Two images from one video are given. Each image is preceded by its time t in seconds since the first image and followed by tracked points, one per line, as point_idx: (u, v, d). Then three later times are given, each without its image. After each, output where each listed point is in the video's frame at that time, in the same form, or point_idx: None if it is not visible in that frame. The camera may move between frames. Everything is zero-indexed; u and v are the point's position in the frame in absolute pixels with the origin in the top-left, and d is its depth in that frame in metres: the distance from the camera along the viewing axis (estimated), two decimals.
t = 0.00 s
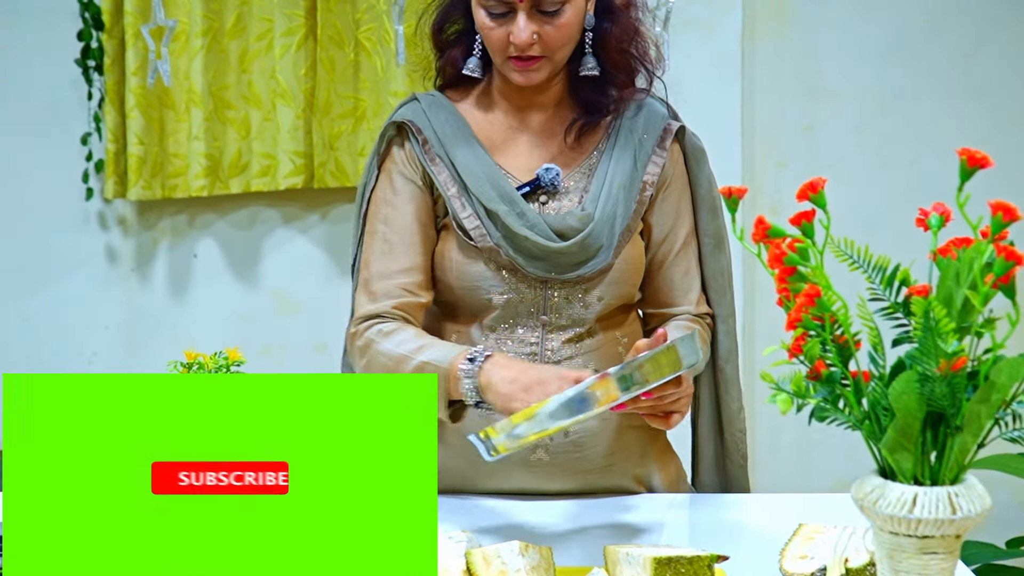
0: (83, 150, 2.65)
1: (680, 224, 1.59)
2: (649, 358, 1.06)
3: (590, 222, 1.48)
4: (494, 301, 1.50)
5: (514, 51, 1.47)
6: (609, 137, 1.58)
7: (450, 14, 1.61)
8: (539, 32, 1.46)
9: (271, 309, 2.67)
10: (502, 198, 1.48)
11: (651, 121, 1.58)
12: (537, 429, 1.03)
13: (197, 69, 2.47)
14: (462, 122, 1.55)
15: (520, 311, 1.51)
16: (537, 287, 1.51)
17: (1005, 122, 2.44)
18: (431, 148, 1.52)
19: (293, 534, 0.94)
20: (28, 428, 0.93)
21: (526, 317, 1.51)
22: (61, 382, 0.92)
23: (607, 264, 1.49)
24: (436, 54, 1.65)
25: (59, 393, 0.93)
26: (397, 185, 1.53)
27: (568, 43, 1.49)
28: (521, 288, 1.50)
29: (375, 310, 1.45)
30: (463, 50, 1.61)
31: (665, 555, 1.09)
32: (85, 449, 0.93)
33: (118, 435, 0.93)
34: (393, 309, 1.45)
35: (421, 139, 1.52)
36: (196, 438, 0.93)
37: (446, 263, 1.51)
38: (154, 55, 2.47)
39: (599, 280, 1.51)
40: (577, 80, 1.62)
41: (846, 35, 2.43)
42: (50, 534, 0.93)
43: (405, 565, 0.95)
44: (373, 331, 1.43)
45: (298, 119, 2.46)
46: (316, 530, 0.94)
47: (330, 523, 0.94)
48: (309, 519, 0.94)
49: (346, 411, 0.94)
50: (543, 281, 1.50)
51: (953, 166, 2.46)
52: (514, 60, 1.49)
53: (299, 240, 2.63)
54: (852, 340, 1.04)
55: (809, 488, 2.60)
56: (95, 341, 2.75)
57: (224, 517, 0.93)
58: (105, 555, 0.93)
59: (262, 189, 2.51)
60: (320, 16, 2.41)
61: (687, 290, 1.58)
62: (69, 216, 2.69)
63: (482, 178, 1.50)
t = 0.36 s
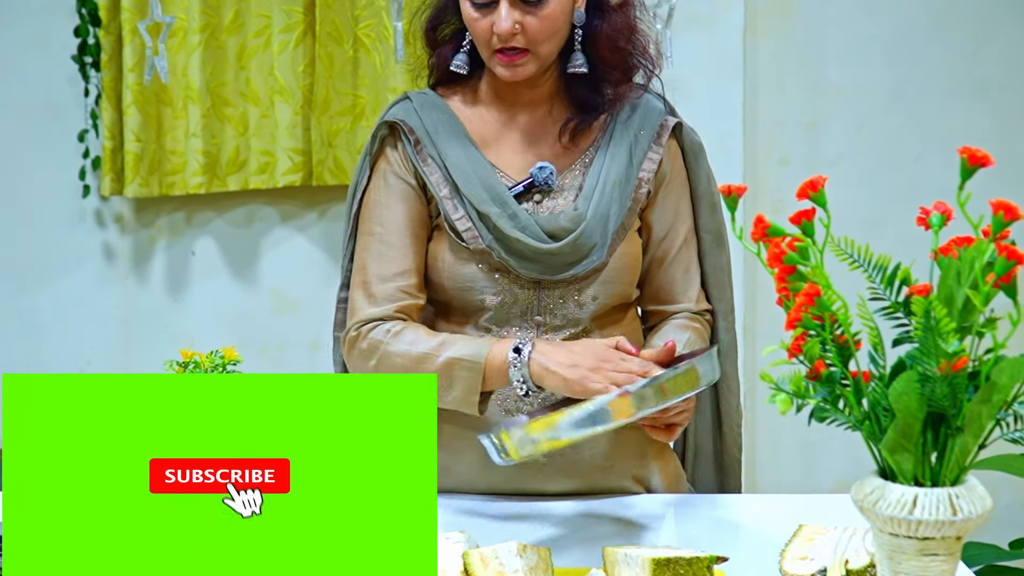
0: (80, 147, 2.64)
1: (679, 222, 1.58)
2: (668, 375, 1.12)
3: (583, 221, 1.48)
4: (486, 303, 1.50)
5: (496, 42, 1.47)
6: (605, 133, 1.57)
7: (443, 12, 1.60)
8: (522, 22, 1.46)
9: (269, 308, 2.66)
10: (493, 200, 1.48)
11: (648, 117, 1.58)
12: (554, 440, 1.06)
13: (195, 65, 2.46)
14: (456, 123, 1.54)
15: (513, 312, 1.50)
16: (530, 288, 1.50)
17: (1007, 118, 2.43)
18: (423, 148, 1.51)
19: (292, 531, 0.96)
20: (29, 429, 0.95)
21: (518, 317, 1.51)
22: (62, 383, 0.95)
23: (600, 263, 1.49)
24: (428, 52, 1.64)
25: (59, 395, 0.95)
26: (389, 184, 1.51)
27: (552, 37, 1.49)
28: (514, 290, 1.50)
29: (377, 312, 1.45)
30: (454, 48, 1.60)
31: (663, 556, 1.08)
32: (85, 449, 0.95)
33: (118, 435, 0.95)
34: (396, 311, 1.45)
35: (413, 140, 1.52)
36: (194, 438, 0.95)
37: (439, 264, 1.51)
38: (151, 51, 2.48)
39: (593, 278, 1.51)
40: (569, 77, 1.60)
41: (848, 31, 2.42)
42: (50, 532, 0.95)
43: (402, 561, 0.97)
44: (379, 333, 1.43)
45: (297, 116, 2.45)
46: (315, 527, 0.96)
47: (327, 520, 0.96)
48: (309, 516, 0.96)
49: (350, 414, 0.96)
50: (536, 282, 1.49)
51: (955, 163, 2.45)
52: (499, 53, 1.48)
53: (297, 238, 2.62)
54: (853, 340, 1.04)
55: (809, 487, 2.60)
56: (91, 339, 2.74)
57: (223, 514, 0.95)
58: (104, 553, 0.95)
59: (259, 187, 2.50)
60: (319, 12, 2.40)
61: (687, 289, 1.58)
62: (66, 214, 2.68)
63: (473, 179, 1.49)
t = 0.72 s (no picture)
0: (77, 146, 2.63)
1: (689, 221, 1.61)
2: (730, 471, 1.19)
3: (595, 227, 1.48)
4: (493, 307, 1.51)
5: (519, 46, 1.46)
6: (615, 138, 1.57)
7: (453, 5, 1.57)
8: (546, 28, 1.45)
9: (268, 308, 2.65)
10: (499, 204, 1.48)
11: (659, 121, 1.59)
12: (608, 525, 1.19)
13: (193, 64, 2.45)
14: (458, 124, 1.53)
15: (519, 316, 1.51)
16: (537, 291, 1.50)
17: (1011, 115, 2.42)
18: (422, 153, 1.51)
19: (287, 533, 0.95)
20: (28, 428, 0.94)
21: (525, 323, 1.51)
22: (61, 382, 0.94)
23: (610, 267, 1.50)
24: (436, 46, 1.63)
25: (59, 394, 0.94)
26: (385, 189, 1.51)
27: (574, 44, 1.48)
28: (521, 293, 1.50)
29: (329, 308, 1.50)
30: (465, 45, 1.58)
31: (667, 557, 1.08)
32: (84, 448, 0.94)
33: (117, 434, 0.94)
34: (343, 311, 1.49)
35: (412, 145, 1.51)
36: (194, 438, 0.94)
37: (444, 268, 1.51)
38: (149, 49, 2.46)
39: (602, 283, 1.52)
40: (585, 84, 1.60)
41: (851, 28, 2.41)
42: (48, 532, 0.95)
43: (398, 563, 0.96)
44: (320, 327, 1.49)
45: (296, 114, 2.45)
46: (311, 529, 0.96)
47: (325, 521, 0.96)
48: (304, 518, 0.95)
49: (342, 412, 0.95)
50: (544, 285, 1.50)
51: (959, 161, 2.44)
52: (519, 57, 1.47)
53: (297, 237, 2.61)
54: (857, 340, 1.03)
55: (811, 487, 2.59)
56: (89, 340, 2.73)
57: (221, 514, 0.94)
58: (103, 552, 0.95)
59: (259, 186, 2.50)
60: (319, 10, 2.40)
61: (697, 284, 1.63)
62: (64, 213, 2.67)
63: (477, 183, 1.48)
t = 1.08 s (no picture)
0: (77, 147, 2.62)
1: (688, 228, 1.62)
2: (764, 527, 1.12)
3: (598, 233, 1.49)
4: (494, 314, 1.50)
5: (526, 55, 1.46)
6: (620, 147, 1.57)
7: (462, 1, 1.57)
8: (555, 39, 1.45)
9: (268, 308, 2.65)
10: (501, 211, 1.48)
11: (665, 126, 1.60)
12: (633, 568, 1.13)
13: (193, 63, 2.44)
14: (459, 128, 1.53)
15: (521, 323, 1.51)
16: (540, 298, 1.50)
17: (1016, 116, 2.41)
18: (423, 159, 1.51)
19: (287, 536, 0.93)
20: (25, 426, 0.92)
21: (527, 330, 1.51)
22: (60, 379, 0.92)
23: (613, 273, 1.50)
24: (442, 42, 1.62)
25: (58, 392, 0.92)
26: (384, 194, 1.51)
27: (581, 55, 1.48)
28: (523, 300, 1.50)
29: (324, 317, 1.50)
30: (472, 43, 1.57)
31: (668, 562, 1.06)
32: (82, 446, 0.92)
33: (117, 432, 0.92)
34: (339, 319, 1.49)
35: (412, 152, 1.51)
36: (193, 437, 0.92)
37: (445, 276, 1.51)
38: (149, 50, 2.46)
39: (605, 290, 1.51)
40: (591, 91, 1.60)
41: (855, 27, 2.40)
42: (45, 531, 0.92)
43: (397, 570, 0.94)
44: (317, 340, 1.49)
45: (296, 114, 2.44)
46: (310, 533, 0.93)
47: (321, 523, 0.93)
48: (304, 521, 0.93)
49: (354, 417, 0.94)
50: (547, 291, 1.50)
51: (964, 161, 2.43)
52: (524, 64, 1.47)
53: (297, 237, 2.60)
54: (860, 344, 1.03)
55: (815, 490, 2.58)
56: (89, 341, 2.73)
57: (221, 513, 0.92)
58: (100, 552, 0.92)
59: (259, 186, 2.49)
60: (319, 10, 2.39)
61: (695, 289, 1.63)
62: (64, 214, 2.66)
63: (479, 189, 1.49)
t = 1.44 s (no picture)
0: (75, 146, 2.62)
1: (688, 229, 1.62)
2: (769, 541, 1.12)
3: (609, 237, 1.49)
4: (502, 318, 1.50)
5: (553, 57, 1.45)
6: (624, 145, 1.58)
7: (466, 6, 1.54)
8: (584, 40, 1.44)
9: (266, 308, 2.64)
10: (512, 215, 1.47)
11: (666, 125, 1.60)
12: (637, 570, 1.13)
13: (192, 62, 2.44)
14: (467, 131, 1.52)
15: (527, 326, 1.50)
16: (546, 304, 1.49)
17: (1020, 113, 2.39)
18: (436, 160, 1.49)
19: (287, 539, 0.92)
20: (26, 424, 0.92)
21: (532, 333, 1.51)
22: (60, 379, 0.91)
23: (621, 277, 1.50)
24: (446, 49, 1.61)
25: (58, 391, 0.91)
26: (391, 192, 1.49)
27: (604, 54, 1.48)
28: (529, 304, 1.49)
29: (332, 316, 1.43)
30: (477, 49, 1.56)
31: (670, 564, 1.06)
32: (84, 444, 0.92)
33: (118, 430, 0.92)
34: (349, 318, 1.43)
35: (425, 152, 1.49)
36: (193, 437, 0.91)
37: (451, 277, 1.51)
38: (147, 49, 2.45)
39: (613, 292, 1.51)
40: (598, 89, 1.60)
41: (857, 25, 2.39)
42: (44, 530, 0.92)
43: None
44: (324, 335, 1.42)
45: (295, 113, 2.44)
46: (310, 536, 0.92)
47: (323, 527, 0.92)
48: (300, 524, 0.92)
49: (334, 412, 0.92)
50: (553, 298, 1.49)
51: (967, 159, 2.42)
52: (550, 67, 1.46)
53: (296, 237, 2.59)
54: (861, 345, 1.02)
55: (817, 489, 2.57)
56: (87, 341, 2.73)
57: (221, 513, 0.91)
58: (99, 551, 0.92)
59: (258, 185, 2.49)
60: (318, 8, 2.38)
61: (692, 291, 1.63)
62: (62, 213, 2.66)
63: (490, 195, 1.48)
